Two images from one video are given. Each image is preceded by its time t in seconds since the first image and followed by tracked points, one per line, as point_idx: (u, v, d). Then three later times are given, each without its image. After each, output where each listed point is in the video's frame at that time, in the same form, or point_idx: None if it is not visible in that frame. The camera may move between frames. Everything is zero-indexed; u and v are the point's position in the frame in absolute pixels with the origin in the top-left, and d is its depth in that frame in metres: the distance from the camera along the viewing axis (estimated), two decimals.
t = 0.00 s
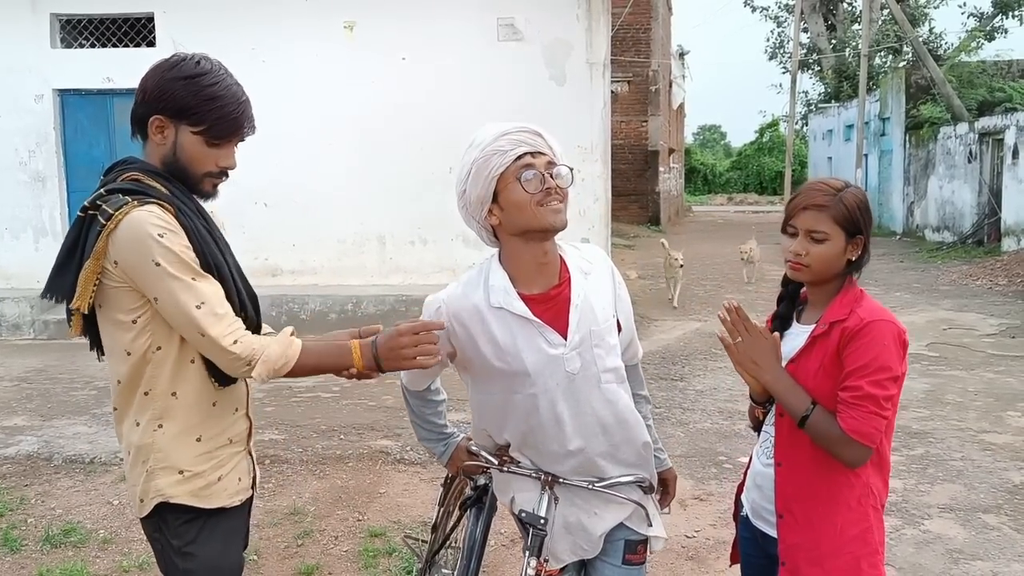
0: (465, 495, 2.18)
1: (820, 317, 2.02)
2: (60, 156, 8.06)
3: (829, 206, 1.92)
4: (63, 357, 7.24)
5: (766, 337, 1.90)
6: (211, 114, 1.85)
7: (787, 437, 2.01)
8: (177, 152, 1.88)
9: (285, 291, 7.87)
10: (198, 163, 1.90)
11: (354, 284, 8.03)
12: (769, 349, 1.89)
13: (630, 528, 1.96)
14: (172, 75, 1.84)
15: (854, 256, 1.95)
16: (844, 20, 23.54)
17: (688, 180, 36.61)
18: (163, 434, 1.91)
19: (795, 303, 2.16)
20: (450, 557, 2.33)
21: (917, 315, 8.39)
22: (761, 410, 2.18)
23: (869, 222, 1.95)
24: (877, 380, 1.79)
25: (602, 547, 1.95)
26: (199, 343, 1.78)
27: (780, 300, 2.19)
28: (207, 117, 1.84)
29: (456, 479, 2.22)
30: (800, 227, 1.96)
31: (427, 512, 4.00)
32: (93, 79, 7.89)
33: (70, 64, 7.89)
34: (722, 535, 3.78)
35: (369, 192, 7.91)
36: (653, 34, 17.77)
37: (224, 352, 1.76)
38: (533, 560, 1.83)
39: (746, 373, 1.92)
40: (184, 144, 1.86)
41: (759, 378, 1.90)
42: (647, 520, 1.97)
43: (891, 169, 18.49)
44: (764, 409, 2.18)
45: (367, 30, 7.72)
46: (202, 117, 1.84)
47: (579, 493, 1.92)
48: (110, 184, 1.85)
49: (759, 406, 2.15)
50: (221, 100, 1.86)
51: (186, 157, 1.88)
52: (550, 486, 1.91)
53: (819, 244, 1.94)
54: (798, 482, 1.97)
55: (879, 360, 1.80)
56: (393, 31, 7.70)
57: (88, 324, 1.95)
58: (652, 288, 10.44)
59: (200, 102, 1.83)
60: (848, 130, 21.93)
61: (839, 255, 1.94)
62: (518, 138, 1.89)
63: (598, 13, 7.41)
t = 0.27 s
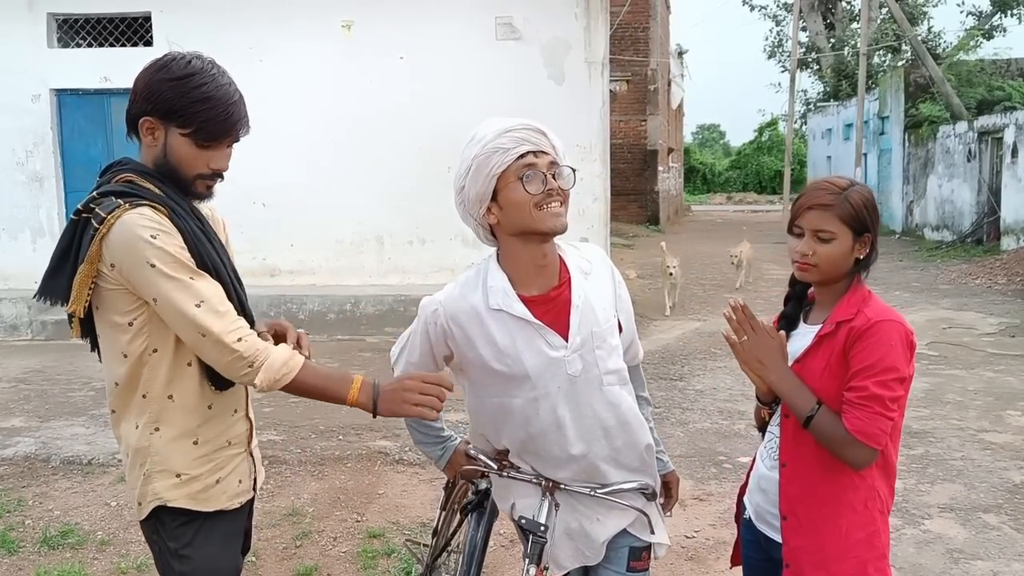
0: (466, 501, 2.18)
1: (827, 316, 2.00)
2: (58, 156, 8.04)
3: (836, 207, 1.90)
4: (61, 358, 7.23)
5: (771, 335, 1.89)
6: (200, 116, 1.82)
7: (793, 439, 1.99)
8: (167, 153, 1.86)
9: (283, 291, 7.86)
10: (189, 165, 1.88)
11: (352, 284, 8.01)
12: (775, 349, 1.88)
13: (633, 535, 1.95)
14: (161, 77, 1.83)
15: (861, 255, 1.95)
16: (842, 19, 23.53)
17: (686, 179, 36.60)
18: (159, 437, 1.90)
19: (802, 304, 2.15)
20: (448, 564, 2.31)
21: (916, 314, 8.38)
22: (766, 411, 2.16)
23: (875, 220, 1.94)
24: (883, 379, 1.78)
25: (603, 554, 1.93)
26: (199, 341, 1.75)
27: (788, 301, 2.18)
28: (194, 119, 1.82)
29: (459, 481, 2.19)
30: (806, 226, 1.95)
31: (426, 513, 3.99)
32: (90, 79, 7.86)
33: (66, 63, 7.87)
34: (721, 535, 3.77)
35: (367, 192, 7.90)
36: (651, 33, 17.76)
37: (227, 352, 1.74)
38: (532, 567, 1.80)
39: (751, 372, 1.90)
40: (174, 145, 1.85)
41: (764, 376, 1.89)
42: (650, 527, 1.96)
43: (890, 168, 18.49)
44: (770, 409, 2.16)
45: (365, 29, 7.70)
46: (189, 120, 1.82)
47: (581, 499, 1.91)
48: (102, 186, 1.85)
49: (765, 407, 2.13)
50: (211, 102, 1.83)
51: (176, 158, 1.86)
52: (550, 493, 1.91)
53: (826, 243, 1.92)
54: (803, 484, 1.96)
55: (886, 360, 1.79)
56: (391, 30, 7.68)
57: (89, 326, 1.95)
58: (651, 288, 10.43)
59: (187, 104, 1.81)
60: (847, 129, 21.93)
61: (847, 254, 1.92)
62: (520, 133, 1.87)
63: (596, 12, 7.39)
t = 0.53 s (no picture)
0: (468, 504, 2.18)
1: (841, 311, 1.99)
2: (55, 157, 8.03)
3: (838, 198, 1.89)
4: (59, 359, 7.22)
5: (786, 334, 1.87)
6: (193, 117, 1.81)
7: (809, 436, 1.97)
8: (160, 155, 1.85)
9: (281, 291, 7.85)
10: (182, 167, 1.87)
11: (351, 285, 8.00)
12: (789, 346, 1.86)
13: (635, 540, 1.95)
14: (153, 77, 1.82)
15: (868, 245, 1.93)
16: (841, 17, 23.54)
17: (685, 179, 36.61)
18: (157, 440, 1.89)
19: (814, 299, 2.12)
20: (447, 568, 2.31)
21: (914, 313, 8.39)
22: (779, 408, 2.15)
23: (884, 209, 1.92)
24: (906, 376, 1.77)
25: (605, 559, 1.92)
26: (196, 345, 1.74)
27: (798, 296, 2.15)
28: (187, 121, 1.81)
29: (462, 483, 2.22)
30: (810, 219, 1.94)
31: (425, 514, 3.98)
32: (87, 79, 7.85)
33: (64, 64, 7.85)
34: (721, 535, 3.76)
35: (366, 192, 7.89)
36: (650, 32, 17.77)
37: (224, 358, 1.74)
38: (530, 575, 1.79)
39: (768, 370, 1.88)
40: (167, 147, 1.84)
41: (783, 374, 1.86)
42: (649, 532, 1.95)
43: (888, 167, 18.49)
44: (783, 406, 2.14)
45: (363, 29, 7.69)
46: (183, 122, 1.81)
47: (581, 505, 1.90)
48: (96, 189, 1.84)
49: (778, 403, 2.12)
50: (205, 102, 1.82)
51: (169, 160, 1.86)
52: (550, 498, 1.89)
53: (830, 235, 1.91)
54: (819, 483, 1.94)
55: (908, 355, 1.78)
56: (389, 30, 7.67)
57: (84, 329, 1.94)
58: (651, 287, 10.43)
59: (181, 105, 1.80)
60: (846, 128, 21.93)
61: (854, 246, 1.91)
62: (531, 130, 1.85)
63: (594, 11, 7.39)
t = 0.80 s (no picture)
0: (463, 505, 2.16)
1: (856, 309, 1.97)
2: (51, 156, 8.01)
3: (844, 191, 1.89)
4: (55, 359, 7.20)
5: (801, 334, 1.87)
6: (182, 118, 1.81)
7: (824, 436, 1.95)
8: (150, 156, 1.85)
9: (278, 291, 7.84)
10: (172, 168, 1.87)
11: (348, 284, 7.99)
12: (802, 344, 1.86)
13: (634, 540, 1.94)
14: (142, 77, 1.81)
15: (879, 236, 1.92)
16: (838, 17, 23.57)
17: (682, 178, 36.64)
18: (149, 444, 1.88)
19: (827, 298, 2.09)
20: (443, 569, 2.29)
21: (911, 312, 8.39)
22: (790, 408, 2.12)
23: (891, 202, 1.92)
24: (924, 377, 1.77)
25: (605, 560, 1.92)
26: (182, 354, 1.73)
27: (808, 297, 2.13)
28: (176, 122, 1.81)
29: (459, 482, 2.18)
30: (816, 215, 1.93)
31: (421, 514, 3.98)
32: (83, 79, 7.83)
33: (60, 63, 7.83)
34: (718, 534, 3.76)
35: (363, 192, 7.88)
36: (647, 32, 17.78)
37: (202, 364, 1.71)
38: None
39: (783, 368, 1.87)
40: (156, 148, 1.83)
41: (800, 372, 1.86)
42: (647, 533, 1.95)
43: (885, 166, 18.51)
44: (794, 407, 2.12)
45: (360, 28, 7.68)
46: (171, 123, 1.80)
47: (576, 506, 1.89)
48: (85, 190, 1.83)
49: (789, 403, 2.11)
50: (194, 102, 1.81)
51: (159, 160, 1.85)
52: (548, 499, 1.89)
53: (838, 230, 1.90)
54: (834, 484, 1.92)
55: (926, 356, 1.78)
56: (386, 29, 7.66)
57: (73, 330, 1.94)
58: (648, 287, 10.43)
59: (169, 106, 1.79)
60: (843, 128, 21.95)
61: (862, 239, 1.90)
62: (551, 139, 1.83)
63: (591, 11, 7.38)
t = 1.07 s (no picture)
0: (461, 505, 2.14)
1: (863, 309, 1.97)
2: (48, 154, 8.00)
3: (850, 184, 1.91)
4: (51, 358, 7.19)
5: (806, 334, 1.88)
6: (170, 118, 1.80)
7: (831, 437, 1.95)
8: (140, 156, 1.85)
9: (275, 290, 7.84)
10: (164, 167, 1.87)
11: (345, 283, 7.98)
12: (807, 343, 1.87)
13: (631, 537, 1.94)
14: (129, 77, 1.80)
15: (884, 234, 1.92)
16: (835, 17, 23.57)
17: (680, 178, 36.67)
18: (142, 444, 1.88)
19: (830, 302, 2.09)
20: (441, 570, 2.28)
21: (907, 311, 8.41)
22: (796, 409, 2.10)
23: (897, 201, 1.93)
24: (932, 378, 1.76)
25: (604, 558, 1.92)
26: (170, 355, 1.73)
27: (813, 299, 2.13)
28: (164, 122, 1.80)
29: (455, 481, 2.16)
30: (822, 209, 1.94)
31: (417, 513, 3.98)
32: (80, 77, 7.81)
33: (56, 61, 7.82)
34: (714, 534, 3.76)
35: (360, 190, 7.87)
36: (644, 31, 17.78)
37: (188, 365, 1.71)
38: None
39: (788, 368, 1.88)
40: (146, 148, 1.83)
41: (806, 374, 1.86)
42: (643, 531, 1.95)
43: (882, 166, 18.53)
44: (800, 408, 2.11)
45: (357, 27, 7.67)
46: (160, 122, 1.80)
47: (574, 506, 1.89)
48: (75, 190, 1.83)
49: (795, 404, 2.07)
50: (181, 102, 1.81)
51: (149, 160, 1.85)
52: (545, 499, 1.89)
53: (844, 223, 1.91)
54: (843, 486, 1.91)
55: (935, 357, 1.77)
56: (383, 28, 7.65)
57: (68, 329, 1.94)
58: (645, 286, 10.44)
59: (157, 106, 1.79)
60: (840, 127, 21.98)
61: (870, 234, 1.91)
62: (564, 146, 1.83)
63: (588, 10, 7.38)
